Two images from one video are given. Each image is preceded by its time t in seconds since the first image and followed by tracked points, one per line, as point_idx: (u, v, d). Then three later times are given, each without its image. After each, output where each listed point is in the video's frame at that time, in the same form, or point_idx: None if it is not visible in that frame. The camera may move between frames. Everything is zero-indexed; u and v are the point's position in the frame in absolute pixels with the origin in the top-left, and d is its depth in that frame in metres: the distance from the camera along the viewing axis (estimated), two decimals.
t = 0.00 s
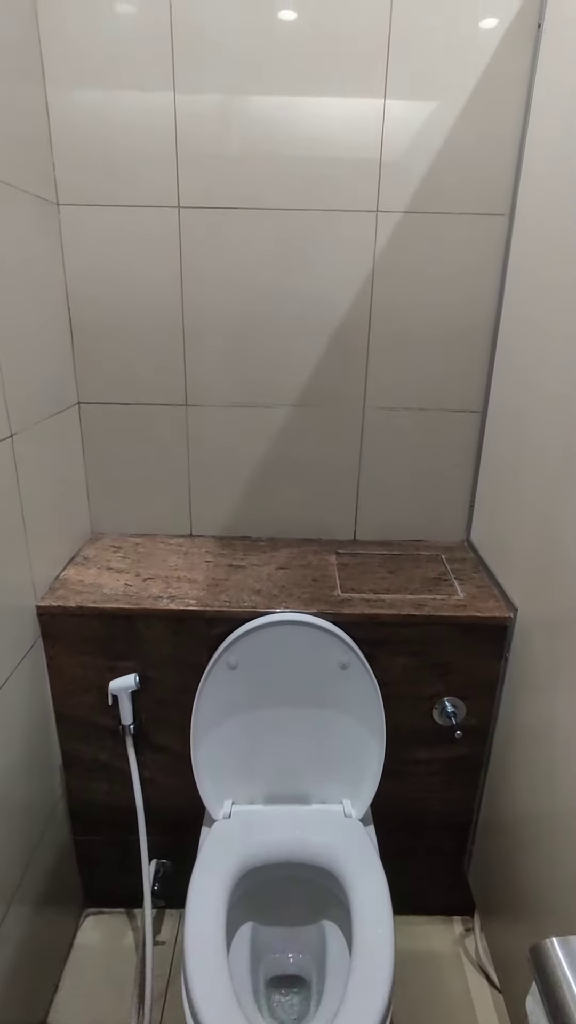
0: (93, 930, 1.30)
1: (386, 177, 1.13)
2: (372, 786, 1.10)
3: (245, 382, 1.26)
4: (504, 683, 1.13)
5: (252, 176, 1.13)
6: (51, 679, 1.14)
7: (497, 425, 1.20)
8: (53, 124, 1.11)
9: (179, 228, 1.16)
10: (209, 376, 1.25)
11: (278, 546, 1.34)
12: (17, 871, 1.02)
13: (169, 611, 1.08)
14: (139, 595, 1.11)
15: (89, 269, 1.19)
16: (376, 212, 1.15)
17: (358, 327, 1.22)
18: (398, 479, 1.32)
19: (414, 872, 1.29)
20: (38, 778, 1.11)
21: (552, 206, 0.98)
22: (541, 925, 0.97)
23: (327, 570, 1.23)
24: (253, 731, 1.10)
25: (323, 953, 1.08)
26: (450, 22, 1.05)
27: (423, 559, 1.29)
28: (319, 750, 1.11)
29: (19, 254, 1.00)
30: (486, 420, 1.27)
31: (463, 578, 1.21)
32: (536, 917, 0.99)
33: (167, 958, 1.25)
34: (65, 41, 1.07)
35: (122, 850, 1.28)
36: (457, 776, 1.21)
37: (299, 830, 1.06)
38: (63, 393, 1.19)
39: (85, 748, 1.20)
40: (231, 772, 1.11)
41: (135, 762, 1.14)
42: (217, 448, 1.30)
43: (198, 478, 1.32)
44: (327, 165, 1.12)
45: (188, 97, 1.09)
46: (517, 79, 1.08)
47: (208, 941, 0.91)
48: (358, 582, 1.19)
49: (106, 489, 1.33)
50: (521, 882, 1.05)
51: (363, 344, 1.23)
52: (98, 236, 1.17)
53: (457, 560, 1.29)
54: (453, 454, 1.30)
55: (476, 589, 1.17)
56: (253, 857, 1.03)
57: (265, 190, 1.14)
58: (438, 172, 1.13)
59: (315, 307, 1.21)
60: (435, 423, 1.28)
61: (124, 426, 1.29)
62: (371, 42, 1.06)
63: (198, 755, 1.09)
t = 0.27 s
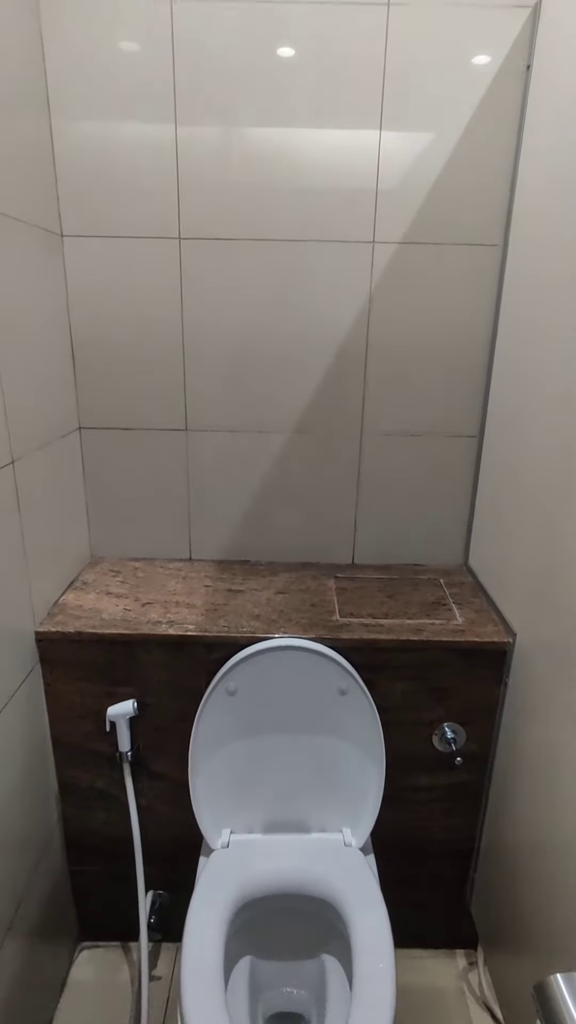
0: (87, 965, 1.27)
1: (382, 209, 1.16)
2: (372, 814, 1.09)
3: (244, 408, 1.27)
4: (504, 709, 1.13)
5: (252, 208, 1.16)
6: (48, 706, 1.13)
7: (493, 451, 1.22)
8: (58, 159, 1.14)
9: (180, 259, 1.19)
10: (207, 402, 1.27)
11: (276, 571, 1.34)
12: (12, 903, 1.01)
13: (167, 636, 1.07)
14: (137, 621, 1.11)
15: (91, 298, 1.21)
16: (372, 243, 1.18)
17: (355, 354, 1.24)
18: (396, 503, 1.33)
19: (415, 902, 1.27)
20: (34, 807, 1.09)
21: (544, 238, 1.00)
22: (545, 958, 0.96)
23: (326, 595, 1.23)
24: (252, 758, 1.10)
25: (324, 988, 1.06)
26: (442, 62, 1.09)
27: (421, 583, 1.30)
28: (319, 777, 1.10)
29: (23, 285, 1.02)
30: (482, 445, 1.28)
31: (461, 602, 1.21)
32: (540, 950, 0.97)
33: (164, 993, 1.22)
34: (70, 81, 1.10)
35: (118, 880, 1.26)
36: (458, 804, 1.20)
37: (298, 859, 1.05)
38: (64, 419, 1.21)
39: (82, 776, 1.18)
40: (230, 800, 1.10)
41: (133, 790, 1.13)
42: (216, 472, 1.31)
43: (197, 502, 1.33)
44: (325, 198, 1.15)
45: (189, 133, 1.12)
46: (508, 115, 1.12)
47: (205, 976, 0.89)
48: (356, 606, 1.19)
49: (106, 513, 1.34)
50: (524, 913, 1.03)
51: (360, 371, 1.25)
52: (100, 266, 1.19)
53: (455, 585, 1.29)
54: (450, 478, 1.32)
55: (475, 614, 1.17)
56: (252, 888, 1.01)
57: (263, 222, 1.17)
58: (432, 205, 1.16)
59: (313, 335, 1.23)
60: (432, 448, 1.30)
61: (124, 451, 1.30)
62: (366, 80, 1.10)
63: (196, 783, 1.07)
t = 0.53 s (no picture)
0: (82, 1000, 1.24)
1: (378, 240, 1.19)
2: (373, 843, 1.07)
3: (243, 433, 1.29)
4: (504, 735, 1.12)
5: (251, 239, 1.19)
6: (46, 732, 1.12)
7: (490, 475, 1.23)
8: (62, 192, 1.17)
9: (180, 288, 1.21)
10: (207, 427, 1.29)
11: (276, 595, 1.34)
12: (6, 937, 0.99)
13: (166, 662, 1.07)
14: (136, 647, 1.11)
15: (93, 326, 1.23)
16: (369, 272, 1.20)
17: (353, 380, 1.26)
18: (394, 527, 1.34)
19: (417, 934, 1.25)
20: (30, 837, 1.08)
21: (536, 268, 1.03)
22: (550, 993, 0.94)
23: (325, 619, 1.23)
24: (251, 786, 1.08)
25: None
26: (435, 100, 1.12)
27: (420, 607, 1.30)
28: (318, 805, 1.09)
29: (26, 314, 1.04)
30: (479, 469, 1.29)
31: (460, 627, 1.21)
32: (545, 984, 0.95)
33: None
34: (74, 118, 1.14)
35: (114, 912, 1.24)
36: (459, 832, 1.18)
37: (298, 890, 1.03)
38: (65, 444, 1.22)
39: (79, 804, 1.17)
40: (229, 829, 1.08)
41: (130, 819, 1.11)
42: (215, 497, 1.32)
43: (196, 526, 1.34)
44: (322, 229, 1.18)
45: (190, 167, 1.15)
46: (500, 150, 1.15)
47: (203, 1013, 0.87)
48: (355, 631, 1.19)
49: (106, 537, 1.35)
50: (528, 946, 1.01)
51: (358, 397, 1.27)
52: (102, 295, 1.22)
53: (454, 609, 1.29)
54: (448, 502, 1.33)
55: (474, 638, 1.17)
56: (251, 920, 0.99)
57: (262, 252, 1.19)
58: (427, 235, 1.19)
59: (311, 362, 1.25)
60: (430, 472, 1.31)
61: (125, 476, 1.31)
62: (362, 117, 1.13)
63: (194, 812, 1.06)
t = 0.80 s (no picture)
0: None
1: (374, 268, 1.21)
2: (373, 871, 1.06)
3: (242, 457, 1.30)
4: (505, 760, 1.11)
5: (249, 267, 1.21)
6: (43, 758, 1.11)
7: (487, 497, 1.23)
8: (65, 222, 1.19)
9: (180, 314, 1.23)
10: (206, 450, 1.30)
11: (274, 617, 1.34)
12: None
13: (165, 687, 1.07)
14: (135, 671, 1.10)
15: (94, 352, 1.25)
16: (365, 299, 1.22)
17: (350, 404, 1.27)
18: (393, 549, 1.34)
19: (419, 966, 1.22)
20: (26, 866, 1.06)
21: (528, 296, 1.04)
22: None
23: (324, 643, 1.23)
24: (249, 813, 1.07)
25: None
26: (429, 134, 1.15)
27: (419, 630, 1.30)
28: (318, 832, 1.07)
29: (28, 340, 1.06)
30: (477, 492, 1.30)
31: (460, 650, 1.21)
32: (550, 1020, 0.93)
33: None
34: (77, 151, 1.17)
35: (110, 944, 1.21)
36: (461, 860, 1.16)
37: (297, 921, 1.01)
38: (65, 468, 1.23)
39: (75, 832, 1.15)
40: (227, 858, 1.07)
41: (127, 847, 1.10)
42: (214, 520, 1.33)
43: (195, 549, 1.34)
44: (319, 257, 1.20)
45: (190, 198, 1.18)
46: (493, 181, 1.17)
47: None
48: (354, 655, 1.18)
49: (105, 561, 1.35)
50: (532, 978, 0.99)
51: (356, 420, 1.28)
52: (103, 321, 1.24)
53: (453, 631, 1.29)
54: (446, 524, 1.33)
55: (473, 662, 1.17)
56: (249, 953, 0.97)
57: (261, 279, 1.22)
58: (423, 263, 1.21)
59: (309, 386, 1.26)
60: (428, 495, 1.32)
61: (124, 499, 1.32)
62: (357, 151, 1.16)
63: (191, 840, 1.05)
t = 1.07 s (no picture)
0: None
1: (372, 295, 1.23)
2: (374, 901, 1.04)
3: (241, 479, 1.30)
4: (507, 786, 1.10)
5: (249, 294, 1.23)
6: (39, 785, 1.10)
7: (485, 520, 1.24)
8: (67, 250, 1.21)
9: (180, 340, 1.25)
10: (205, 473, 1.30)
11: (273, 640, 1.34)
12: None
13: (163, 712, 1.06)
14: (132, 696, 1.10)
15: (95, 376, 1.26)
16: (363, 325, 1.24)
17: (348, 428, 1.28)
18: (392, 571, 1.35)
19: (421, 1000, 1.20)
20: (20, 897, 1.04)
21: (523, 323, 1.06)
22: None
23: (323, 666, 1.22)
24: (248, 841, 1.05)
25: None
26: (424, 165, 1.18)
27: (419, 653, 1.29)
28: (317, 861, 1.06)
29: (29, 366, 1.07)
30: (475, 514, 1.31)
31: (459, 673, 1.20)
32: None
33: None
34: (80, 182, 1.19)
35: (105, 977, 1.19)
36: (463, 889, 1.15)
37: (297, 954, 0.99)
38: (64, 491, 1.23)
39: (71, 862, 1.13)
40: (225, 888, 1.05)
41: (123, 877, 1.08)
42: (213, 542, 1.33)
43: (194, 571, 1.34)
44: (317, 284, 1.22)
45: (190, 227, 1.20)
46: (487, 210, 1.20)
47: None
48: (354, 678, 1.18)
49: (104, 583, 1.35)
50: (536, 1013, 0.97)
51: (354, 443, 1.29)
52: (104, 346, 1.25)
53: (453, 655, 1.28)
54: (444, 547, 1.33)
55: (473, 686, 1.16)
56: (248, 987, 0.95)
57: (260, 306, 1.23)
58: (419, 290, 1.23)
59: (308, 410, 1.28)
60: (426, 517, 1.32)
61: (123, 522, 1.32)
62: (354, 181, 1.19)
63: (189, 870, 1.03)
